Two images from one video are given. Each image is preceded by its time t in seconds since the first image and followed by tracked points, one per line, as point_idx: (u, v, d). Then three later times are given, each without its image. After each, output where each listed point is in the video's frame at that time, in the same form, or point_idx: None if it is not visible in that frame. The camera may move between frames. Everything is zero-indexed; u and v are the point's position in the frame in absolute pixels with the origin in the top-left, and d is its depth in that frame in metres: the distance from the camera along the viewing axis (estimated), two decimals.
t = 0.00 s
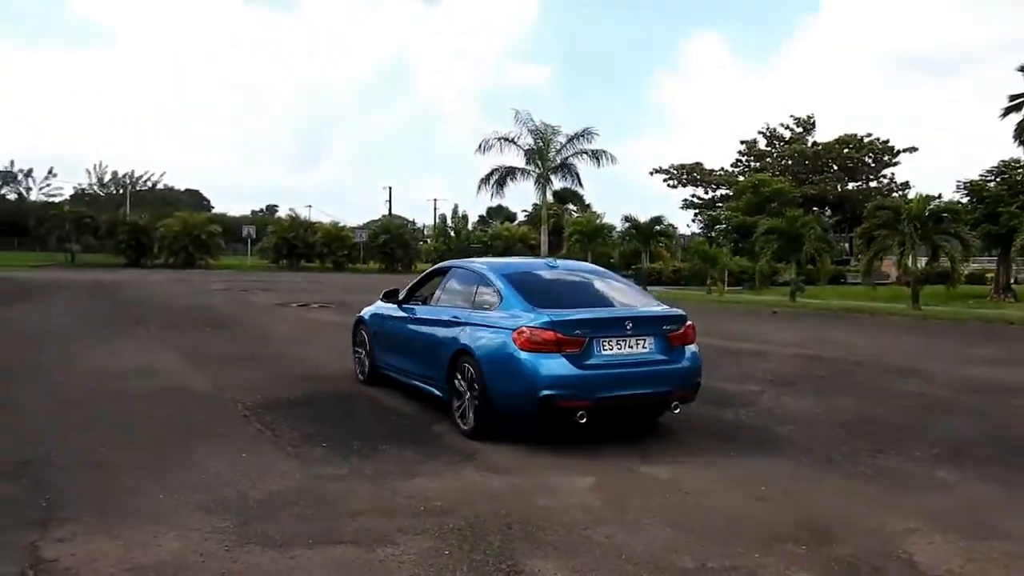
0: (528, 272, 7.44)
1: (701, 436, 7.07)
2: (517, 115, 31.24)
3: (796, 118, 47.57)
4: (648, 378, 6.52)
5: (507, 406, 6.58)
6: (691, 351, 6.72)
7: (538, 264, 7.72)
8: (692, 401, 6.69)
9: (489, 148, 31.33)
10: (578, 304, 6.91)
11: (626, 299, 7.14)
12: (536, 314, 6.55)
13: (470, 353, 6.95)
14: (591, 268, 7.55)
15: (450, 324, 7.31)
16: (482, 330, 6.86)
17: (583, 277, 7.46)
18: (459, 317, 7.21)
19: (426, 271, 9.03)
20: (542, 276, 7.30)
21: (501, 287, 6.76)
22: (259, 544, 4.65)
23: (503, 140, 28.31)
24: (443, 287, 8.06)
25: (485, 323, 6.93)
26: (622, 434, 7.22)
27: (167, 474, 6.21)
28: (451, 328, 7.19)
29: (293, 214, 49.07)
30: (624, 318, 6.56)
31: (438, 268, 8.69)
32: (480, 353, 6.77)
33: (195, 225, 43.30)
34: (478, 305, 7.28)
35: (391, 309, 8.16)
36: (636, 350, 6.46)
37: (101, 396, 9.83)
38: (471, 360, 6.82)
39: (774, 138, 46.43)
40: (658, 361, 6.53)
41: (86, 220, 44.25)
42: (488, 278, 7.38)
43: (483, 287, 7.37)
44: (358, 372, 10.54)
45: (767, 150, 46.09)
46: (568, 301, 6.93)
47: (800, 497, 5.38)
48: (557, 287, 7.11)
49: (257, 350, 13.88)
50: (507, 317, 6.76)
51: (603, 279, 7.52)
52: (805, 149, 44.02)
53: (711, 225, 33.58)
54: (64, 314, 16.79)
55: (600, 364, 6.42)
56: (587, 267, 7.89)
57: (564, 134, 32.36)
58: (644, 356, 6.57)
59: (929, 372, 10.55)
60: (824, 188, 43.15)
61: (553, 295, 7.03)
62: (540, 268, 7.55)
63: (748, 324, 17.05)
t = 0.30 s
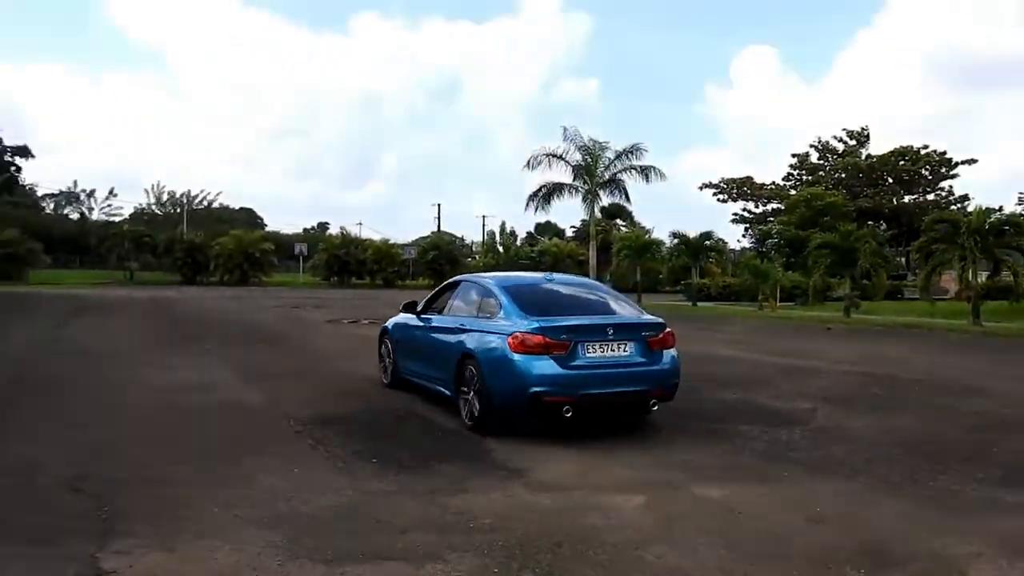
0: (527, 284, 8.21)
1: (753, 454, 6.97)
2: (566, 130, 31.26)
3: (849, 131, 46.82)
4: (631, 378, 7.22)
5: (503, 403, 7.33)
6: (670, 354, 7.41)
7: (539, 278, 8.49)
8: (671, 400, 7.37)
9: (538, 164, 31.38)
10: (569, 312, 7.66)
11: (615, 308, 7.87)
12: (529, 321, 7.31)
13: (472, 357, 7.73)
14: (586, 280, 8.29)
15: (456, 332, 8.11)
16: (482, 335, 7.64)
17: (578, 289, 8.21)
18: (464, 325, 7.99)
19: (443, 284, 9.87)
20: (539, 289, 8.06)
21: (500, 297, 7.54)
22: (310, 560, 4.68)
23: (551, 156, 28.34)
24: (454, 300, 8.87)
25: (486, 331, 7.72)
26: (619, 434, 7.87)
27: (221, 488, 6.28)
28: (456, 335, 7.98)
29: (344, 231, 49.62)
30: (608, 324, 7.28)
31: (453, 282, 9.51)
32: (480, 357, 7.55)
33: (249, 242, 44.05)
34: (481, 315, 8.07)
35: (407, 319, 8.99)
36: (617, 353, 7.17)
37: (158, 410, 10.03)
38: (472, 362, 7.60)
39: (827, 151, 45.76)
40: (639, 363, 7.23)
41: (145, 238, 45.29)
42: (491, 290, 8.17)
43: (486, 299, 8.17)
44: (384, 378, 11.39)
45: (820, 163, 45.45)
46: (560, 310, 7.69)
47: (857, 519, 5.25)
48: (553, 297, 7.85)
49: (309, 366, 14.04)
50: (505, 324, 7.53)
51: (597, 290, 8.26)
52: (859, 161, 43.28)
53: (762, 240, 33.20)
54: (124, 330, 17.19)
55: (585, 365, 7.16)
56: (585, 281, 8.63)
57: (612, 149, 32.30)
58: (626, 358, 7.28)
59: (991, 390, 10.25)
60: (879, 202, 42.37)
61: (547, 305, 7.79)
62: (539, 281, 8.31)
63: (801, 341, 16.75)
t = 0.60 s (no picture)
0: (534, 291, 9.17)
1: (804, 465, 6.86)
2: (611, 139, 31.17)
3: (902, 135, 45.96)
4: (619, 373, 8.14)
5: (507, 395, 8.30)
6: (656, 353, 8.31)
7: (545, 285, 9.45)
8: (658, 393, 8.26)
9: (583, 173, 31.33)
10: (567, 315, 8.60)
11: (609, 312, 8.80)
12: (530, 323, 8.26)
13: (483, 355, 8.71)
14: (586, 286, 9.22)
15: (469, 333, 9.09)
16: (491, 336, 8.61)
17: (578, 295, 9.15)
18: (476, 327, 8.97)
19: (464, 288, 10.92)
20: (543, 295, 9.02)
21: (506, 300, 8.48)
22: (359, 568, 4.70)
23: (596, 165, 28.28)
24: (470, 304, 9.84)
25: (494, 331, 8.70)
26: (649, 437, 8.17)
27: (271, 496, 6.36)
28: (469, 336, 8.96)
29: (391, 241, 50.01)
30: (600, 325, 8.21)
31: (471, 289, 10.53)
32: (488, 355, 8.52)
33: (297, 253, 44.61)
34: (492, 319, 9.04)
35: (428, 321, 10.00)
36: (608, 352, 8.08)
37: (210, 419, 10.19)
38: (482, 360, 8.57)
39: (879, 156, 44.97)
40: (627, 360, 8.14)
41: (197, 250, 46.15)
42: (501, 296, 9.14)
43: (497, 304, 9.14)
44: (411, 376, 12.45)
45: (871, 168, 44.68)
46: (560, 313, 8.63)
47: (913, 534, 5.13)
48: (554, 302, 8.80)
49: (357, 376, 14.16)
50: (510, 326, 8.50)
51: (596, 296, 9.17)
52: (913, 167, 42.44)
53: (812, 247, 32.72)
54: (177, 340, 17.51)
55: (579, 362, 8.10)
56: (588, 289, 9.56)
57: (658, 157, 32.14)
58: (616, 356, 8.20)
59: None
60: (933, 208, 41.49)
61: (549, 309, 8.74)
62: (544, 288, 9.26)
63: (852, 350, 16.45)
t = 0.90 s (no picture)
0: (548, 299, 10.09)
1: (859, 478, 6.74)
2: (660, 147, 30.99)
3: (961, 139, 44.95)
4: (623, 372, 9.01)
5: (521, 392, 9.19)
6: (656, 354, 9.19)
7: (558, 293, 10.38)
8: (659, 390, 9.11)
9: (632, 182, 31.17)
10: (577, 320, 9.49)
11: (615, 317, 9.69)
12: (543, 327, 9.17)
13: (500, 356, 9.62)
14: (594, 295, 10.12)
15: (490, 337, 10.00)
16: (508, 339, 9.55)
17: (587, 302, 10.05)
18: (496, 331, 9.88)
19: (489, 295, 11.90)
20: (557, 302, 9.92)
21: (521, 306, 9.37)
22: None
23: (645, 174, 28.13)
24: (491, 311, 10.83)
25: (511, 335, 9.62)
26: (697, 448, 8.13)
27: (325, 505, 6.43)
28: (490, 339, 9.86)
29: (440, 252, 50.29)
30: (606, 329, 9.11)
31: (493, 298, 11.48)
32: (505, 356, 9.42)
33: (348, 264, 45.09)
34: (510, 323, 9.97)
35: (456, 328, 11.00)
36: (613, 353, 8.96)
37: (264, 429, 10.32)
38: (499, 360, 9.47)
39: (937, 161, 44.02)
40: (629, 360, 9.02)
41: (250, 262, 46.95)
42: (518, 303, 10.08)
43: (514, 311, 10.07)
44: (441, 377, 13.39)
45: (929, 174, 43.80)
46: (571, 318, 9.53)
47: (974, 549, 4.99)
48: (565, 308, 9.70)
49: (407, 386, 14.25)
50: (526, 329, 9.40)
51: (605, 304, 10.06)
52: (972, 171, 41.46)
53: (867, 255, 32.10)
54: (231, 351, 17.80)
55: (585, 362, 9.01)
56: (597, 297, 10.47)
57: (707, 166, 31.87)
58: (620, 356, 9.09)
59: None
60: (994, 214, 40.48)
61: (561, 315, 9.64)
62: (558, 296, 10.18)
63: (909, 360, 16.12)
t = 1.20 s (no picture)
0: (570, 304, 10.99)
1: (922, 490, 6.58)
2: (712, 151, 30.74)
3: None
4: (635, 369, 9.90)
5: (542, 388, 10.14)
6: (666, 354, 10.06)
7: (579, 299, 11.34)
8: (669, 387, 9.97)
9: (683, 186, 30.94)
10: (594, 323, 10.40)
11: (629, 320, 10.60)
12: (563, 329, 10.12)
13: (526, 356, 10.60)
14: (613, 300, 11.03)
15: (517, 338, 10.93)
16: (532, 340, 10.50)
17: (605, 307, 10.97)
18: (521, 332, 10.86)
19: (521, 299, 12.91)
20: (578, 307, 10.86)
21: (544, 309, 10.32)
22: None
23: (698, 179, 27.90)
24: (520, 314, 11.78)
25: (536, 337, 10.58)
26: (751, 458, 8.04)
27: (380, 510, 6.50)
28: (516, 339, 10.83)
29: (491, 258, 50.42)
30: (619, 331, 10.05)
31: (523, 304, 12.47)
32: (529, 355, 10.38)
33: (400, 272, 45.45)
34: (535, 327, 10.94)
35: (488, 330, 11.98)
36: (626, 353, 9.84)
37: (319, 435, 10.46)
38: (524, 360, 10.43)
39: (1001, 162, 42.91)
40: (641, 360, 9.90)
41: (304, 270, 47.68)
42: (543, 307, 11.00)
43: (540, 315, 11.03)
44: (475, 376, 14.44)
45: (992, 176, 42.69)
46: (589, 322, 10.46)
47: None
48: (585, 312, 10.64)
49: (459, 392, 14.32)
50: (548, 331, 10.36)
51: (623, 308, 10.95)
52: None
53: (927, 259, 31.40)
54: (286, 358, 18.06)
55: (600, 362, 9.92)
56: (617, 304, 11.37)
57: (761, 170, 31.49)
58: (633, 355, 9.98)
59: None
60: None
61: (580, 318, 10.57)
62: (579, 302, 11.13)
63: (972, 368, 15.75)
